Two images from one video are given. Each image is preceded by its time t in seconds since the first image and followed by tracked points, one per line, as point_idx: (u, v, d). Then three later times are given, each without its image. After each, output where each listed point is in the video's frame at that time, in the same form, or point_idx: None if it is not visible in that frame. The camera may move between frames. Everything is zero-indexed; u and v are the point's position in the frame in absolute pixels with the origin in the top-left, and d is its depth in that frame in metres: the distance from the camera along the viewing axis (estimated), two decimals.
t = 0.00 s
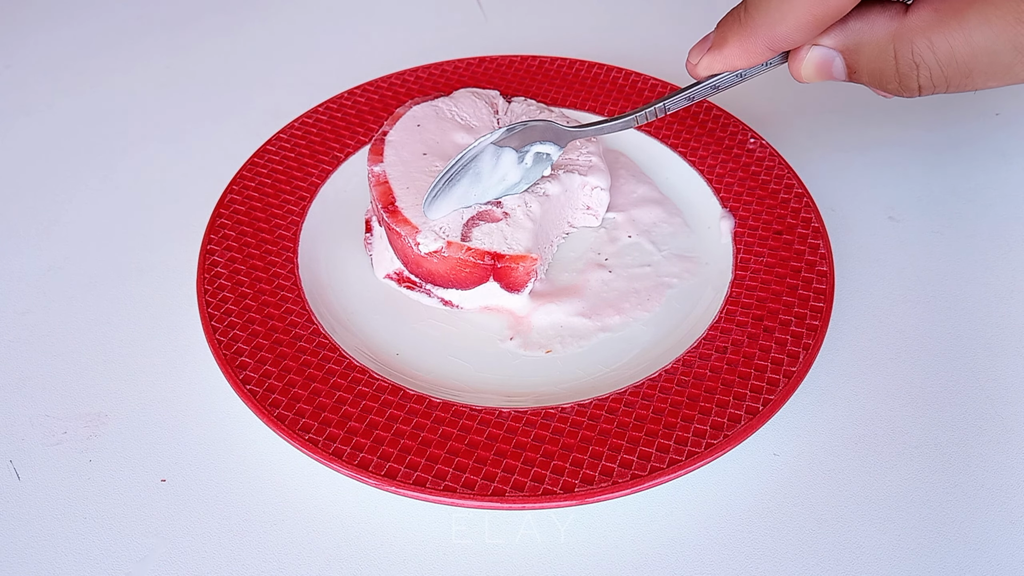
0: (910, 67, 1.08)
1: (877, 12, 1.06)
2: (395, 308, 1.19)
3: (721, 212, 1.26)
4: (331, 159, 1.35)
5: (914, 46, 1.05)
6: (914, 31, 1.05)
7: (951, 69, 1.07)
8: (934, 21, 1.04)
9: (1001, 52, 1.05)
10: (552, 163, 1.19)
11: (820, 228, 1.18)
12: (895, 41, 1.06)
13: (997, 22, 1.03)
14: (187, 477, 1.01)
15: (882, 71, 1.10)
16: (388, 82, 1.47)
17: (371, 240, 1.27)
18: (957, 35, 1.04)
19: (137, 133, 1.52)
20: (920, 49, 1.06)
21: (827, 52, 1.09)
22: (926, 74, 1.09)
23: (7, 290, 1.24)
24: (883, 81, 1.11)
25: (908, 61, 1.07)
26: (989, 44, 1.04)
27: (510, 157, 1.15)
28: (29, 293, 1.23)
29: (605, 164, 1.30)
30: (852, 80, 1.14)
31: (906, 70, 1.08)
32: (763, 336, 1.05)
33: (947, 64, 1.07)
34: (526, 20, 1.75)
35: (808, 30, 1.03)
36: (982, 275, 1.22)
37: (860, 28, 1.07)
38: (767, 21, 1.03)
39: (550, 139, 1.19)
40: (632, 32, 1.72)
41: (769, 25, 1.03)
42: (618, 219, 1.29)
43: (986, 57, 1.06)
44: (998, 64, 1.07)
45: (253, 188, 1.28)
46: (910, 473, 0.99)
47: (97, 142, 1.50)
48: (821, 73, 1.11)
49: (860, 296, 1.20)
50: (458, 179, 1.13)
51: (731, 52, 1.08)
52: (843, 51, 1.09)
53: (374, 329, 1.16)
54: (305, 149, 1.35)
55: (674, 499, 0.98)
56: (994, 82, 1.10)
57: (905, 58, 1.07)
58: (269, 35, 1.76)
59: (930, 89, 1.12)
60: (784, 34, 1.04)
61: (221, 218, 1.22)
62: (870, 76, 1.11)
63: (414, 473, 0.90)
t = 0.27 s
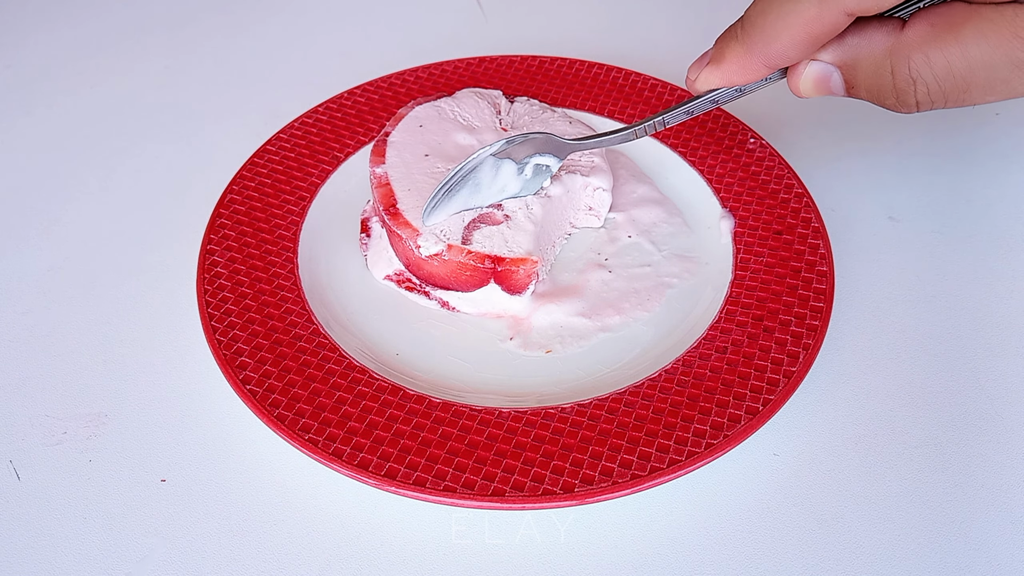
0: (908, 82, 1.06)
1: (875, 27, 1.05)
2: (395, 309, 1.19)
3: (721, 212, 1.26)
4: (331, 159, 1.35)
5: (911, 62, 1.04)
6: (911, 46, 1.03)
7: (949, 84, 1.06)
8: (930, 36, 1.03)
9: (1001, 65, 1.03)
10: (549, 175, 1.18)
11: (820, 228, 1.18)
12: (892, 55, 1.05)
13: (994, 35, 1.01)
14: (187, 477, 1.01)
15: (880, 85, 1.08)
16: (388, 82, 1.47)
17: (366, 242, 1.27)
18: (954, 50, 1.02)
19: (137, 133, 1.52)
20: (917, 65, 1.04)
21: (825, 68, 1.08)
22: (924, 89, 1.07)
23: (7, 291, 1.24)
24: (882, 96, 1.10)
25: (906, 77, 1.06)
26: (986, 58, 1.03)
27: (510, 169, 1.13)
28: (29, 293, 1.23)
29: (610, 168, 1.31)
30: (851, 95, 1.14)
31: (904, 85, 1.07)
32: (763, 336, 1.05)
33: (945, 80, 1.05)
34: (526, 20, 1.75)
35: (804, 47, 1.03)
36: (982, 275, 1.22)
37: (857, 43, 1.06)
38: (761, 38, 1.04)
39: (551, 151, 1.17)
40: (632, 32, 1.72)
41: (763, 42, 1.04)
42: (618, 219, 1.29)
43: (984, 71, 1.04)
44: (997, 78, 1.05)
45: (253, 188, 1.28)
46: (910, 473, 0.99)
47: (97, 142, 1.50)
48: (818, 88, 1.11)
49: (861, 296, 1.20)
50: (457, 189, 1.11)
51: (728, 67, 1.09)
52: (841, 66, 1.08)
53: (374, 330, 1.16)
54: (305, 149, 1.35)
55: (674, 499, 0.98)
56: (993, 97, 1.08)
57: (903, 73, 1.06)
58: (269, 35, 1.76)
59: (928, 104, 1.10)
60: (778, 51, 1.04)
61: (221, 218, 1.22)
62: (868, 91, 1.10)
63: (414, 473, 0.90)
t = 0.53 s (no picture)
0: (910, 95, 1.07)
1: (877, 41, 1.06)
2: (395, 309, 1.19)
3: (721, 211, 1.26)
4: (331, 159, 1.35)
5: (913, 75, 1.05)
6: (912, 60, 1.04)
7: (950, 97, 1.06)
8: (932, 50, 1.03)
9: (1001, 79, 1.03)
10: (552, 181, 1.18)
11: (820, 228, 1.18)
12: (894, 69, 1.05)
13: (994, 51, 1.02)
14: (187, 477, 1.01)
15: (882, 99, 1.09)
16: (388, 82, 1.47)
17: (365, 242, 1.27)
18: (955, 65, 1.03)
19: (137, 133, 1.52)
20: (919, 78, 1.05)
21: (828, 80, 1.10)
22: (926, 103, 1.07)
23: (7, 291, 1.24)
24: (884, 109, 1.11)
25: (908, 90, 1.06)
26: (987, 73, 1.03)
27: (513, 175, 1.13)
28: (29, 293, 1.23)
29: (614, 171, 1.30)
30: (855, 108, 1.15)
31: (906, 99, 1.08)
32: (763, 336, 1.05)
33: (946, 93, 1.05)
34: (526, 20, 1.75)
35: (806, 60, 1.04)
36: (981, 275, 1.22)
37: (860, 57, 1.07)
38: (763, 52, 1.04)
39: (554, 159, 1.17)
40: (631, 32, 1.72)
41: (765, 55, 1.04)
42: (619, 219, 1.29)
43: (985, 85, 1.04)
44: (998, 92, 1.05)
45: (253, 188, 1.28)
46: (910, 473, 0.99)
47: (97, 142, 1.50)
48: (822, 100, 1.12)
49: (861, 296, 1.20)
50: (460, 194, 1.11)
51: (730, 79, 1.10)
52: (843, 80, 1.09)
53: (374, 329, 1.16)
54: (305, 149, 1.35)
55: (674, 499, 0.98)
56: (995, 110, 1.08)
57: (904, 87, 1.06)
58: (269, 35, 1.76)
59: (930, 118, 1.10)
60: (781, 63, 1.04)
61: (221, 218, 1.22)
62: (870, 104, 1.11)
63: (414, 473, 0.90)
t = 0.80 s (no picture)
0: (908, 103, 1.06)
1: (875, 48, 1.05)
2: (395, 309, 1.19)
3: (721, 211, 1.27)
4: (331, 159, 1.35)
5: (911, 83, 1.04)
6: (910, 68, 1.04)
7: (949, 105, 1.05)
8: (930, 57, 1.03)
9: (998, 86, 1.03)
10: (554, 186, 1.18)
11: (820, 228, 1.18)
12: (892, 77, 1.05)
13: (992, 58, 1.01)
14: (187, 477, 1.01)
15: (880, 107, 1.08)
16: (388, 82, 1.47)
17: (365, 242, 1.27)
18: (953, 71, 1.02)
19: (137, 133, 1.52)
20: (917, 86, 1.04)
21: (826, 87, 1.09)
22: (924, 111, 1.06)
23: (7, 291, 1.24)
24: (882, 117, 1.10)
25: (906, 97, 1.05)
26: (984, 80, 1.02)
27: (513, 179, 1.14)
28: (29, 293, 1.23)
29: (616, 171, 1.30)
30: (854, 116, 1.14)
31: (904, 107, 1.07)
32: (763, 336, 1.05)
33: (944, 100, 1.05)
34: (526, 20, 1.75)
35: (805, 68, 1.04)
36: (981, 275, 1.22)
37: (858, 64, 1.06)
38: (762, 60, 1.04)
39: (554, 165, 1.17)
40: (631, 32, 1.72)
41: (765, 63, 1.04)
42: (619, 219, 1.29)
43: (983, 92, 1.03)
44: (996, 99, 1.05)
45: (253, 188, 1.28)
46: (910, 473, 0.99)
47: (97, 142, 1.50)
48: (821, 108, 1.11)
49: (860, 296, 1.20)
50: (461, 199, 1.12)
51: (729, 87, 1.09)
52: (842, 87, 1.08)
53: (374, 329, 1.16)
54: (305, 149, 1.35)
55: (674, 499, 0.98)
56: (992, 117, 1.08)
57: (902, 94, 1.05)
58: (269, 35, 1.76)
59: (928, 125, 1.09)
60: (780, 71, 1.04)
61: (221, 218, 1.22)
62: (868, 112, 1.10)
63: (414, 473, 0.90)
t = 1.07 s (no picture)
0: (902, 101, 1.06)
1: (869, 48, 1.05)
2: (395, 308, 1.19)
3: (721, 211, 1.27)
4: (331, 159, 1.35)
5: (904, 82, 1.04)
6: (903, 67, 1.03)
7: (943, 103, 1.05)
8: (922, 56, 1.02)
9: (992, 83, 1.02)
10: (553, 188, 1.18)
11: (819, 228, 1.18)
12: (885, 76, 1.05)
13: (984, 55, 1.00)
14: (187, 477, 1.01)
15: (875, 105, 1.08)
16: (388, 82, 1.47)
17: (365, 242, 1.27)
18: (946, 70, 1.02)
19: (137, 133, 1.52)
20: (910, 85, 1.04)
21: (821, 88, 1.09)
22: (919, 108, 1.06)
23: (7, 291, 1.24)
24: (877, 116, 1.10)
25: (900, 96, 1.05)
26: (978, 77, 1.02)
27: (511, 184, 1.14)
28: (29, 293, 1.23)
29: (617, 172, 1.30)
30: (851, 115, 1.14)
31: (898, 105, 1.07)
32: (763, 336, 1.05)
33: (938, 99, 1.04)
34: (526, 20, 1.75)
35: (800, 69, 1.03)
36: (981, 275, 1.22)
37: (852, 64, 1.06)
38: (757, 62, 1.04)
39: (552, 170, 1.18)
40: (632, 32, 1.72)
41: (760, 65, 1.04)
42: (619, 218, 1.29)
43: (977, 90, 1.03)
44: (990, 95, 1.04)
45: (253, 188, 1.28)
46: (910, 473, 0.99)
47: (97, 142, 1.50)
48: (817, 107, 1.12)
49: (860, 296, 1.20)
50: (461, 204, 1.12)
51: (725, 88, 1.09)
52: (837, 87, 1.09)
53: (374, 329, 1.16)
54: (306, 149, 1.35)
55: (675, 500, 0.98)
56: (988, 114, 1.07)
57: (896, 93, 1.05)
58: (269, 35, 1.76)
59: (924, 123, 1.09)
60: (775, 73, 1.04)
61: (221, 218, 1.22)
62: (864, 110, 1.10)
63: (414, 473, 0.90)
